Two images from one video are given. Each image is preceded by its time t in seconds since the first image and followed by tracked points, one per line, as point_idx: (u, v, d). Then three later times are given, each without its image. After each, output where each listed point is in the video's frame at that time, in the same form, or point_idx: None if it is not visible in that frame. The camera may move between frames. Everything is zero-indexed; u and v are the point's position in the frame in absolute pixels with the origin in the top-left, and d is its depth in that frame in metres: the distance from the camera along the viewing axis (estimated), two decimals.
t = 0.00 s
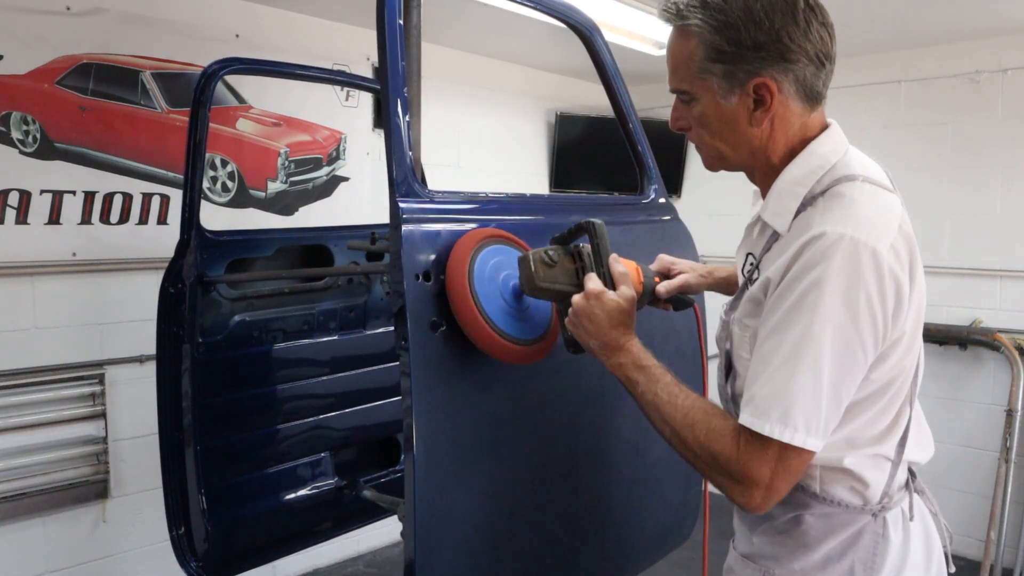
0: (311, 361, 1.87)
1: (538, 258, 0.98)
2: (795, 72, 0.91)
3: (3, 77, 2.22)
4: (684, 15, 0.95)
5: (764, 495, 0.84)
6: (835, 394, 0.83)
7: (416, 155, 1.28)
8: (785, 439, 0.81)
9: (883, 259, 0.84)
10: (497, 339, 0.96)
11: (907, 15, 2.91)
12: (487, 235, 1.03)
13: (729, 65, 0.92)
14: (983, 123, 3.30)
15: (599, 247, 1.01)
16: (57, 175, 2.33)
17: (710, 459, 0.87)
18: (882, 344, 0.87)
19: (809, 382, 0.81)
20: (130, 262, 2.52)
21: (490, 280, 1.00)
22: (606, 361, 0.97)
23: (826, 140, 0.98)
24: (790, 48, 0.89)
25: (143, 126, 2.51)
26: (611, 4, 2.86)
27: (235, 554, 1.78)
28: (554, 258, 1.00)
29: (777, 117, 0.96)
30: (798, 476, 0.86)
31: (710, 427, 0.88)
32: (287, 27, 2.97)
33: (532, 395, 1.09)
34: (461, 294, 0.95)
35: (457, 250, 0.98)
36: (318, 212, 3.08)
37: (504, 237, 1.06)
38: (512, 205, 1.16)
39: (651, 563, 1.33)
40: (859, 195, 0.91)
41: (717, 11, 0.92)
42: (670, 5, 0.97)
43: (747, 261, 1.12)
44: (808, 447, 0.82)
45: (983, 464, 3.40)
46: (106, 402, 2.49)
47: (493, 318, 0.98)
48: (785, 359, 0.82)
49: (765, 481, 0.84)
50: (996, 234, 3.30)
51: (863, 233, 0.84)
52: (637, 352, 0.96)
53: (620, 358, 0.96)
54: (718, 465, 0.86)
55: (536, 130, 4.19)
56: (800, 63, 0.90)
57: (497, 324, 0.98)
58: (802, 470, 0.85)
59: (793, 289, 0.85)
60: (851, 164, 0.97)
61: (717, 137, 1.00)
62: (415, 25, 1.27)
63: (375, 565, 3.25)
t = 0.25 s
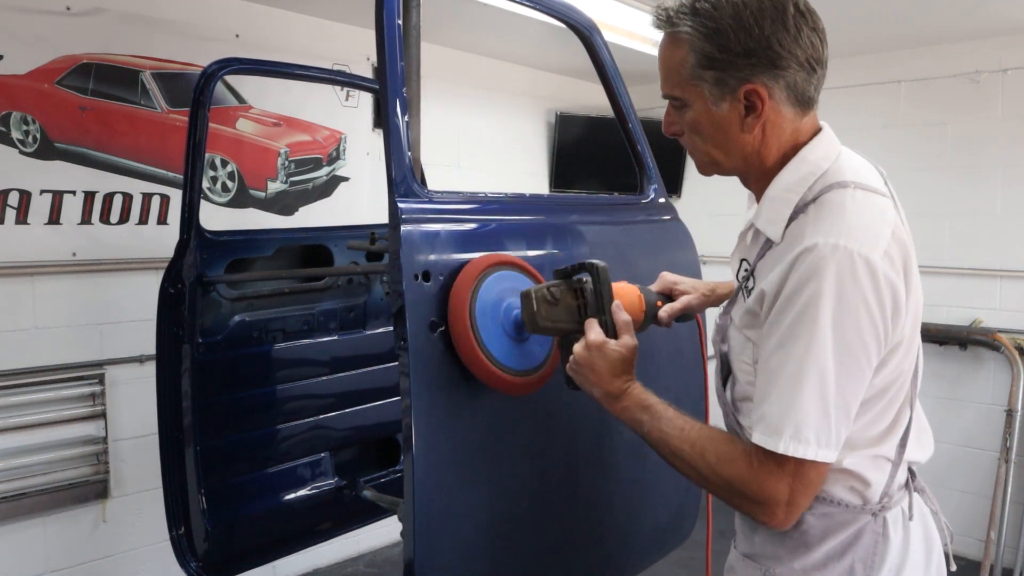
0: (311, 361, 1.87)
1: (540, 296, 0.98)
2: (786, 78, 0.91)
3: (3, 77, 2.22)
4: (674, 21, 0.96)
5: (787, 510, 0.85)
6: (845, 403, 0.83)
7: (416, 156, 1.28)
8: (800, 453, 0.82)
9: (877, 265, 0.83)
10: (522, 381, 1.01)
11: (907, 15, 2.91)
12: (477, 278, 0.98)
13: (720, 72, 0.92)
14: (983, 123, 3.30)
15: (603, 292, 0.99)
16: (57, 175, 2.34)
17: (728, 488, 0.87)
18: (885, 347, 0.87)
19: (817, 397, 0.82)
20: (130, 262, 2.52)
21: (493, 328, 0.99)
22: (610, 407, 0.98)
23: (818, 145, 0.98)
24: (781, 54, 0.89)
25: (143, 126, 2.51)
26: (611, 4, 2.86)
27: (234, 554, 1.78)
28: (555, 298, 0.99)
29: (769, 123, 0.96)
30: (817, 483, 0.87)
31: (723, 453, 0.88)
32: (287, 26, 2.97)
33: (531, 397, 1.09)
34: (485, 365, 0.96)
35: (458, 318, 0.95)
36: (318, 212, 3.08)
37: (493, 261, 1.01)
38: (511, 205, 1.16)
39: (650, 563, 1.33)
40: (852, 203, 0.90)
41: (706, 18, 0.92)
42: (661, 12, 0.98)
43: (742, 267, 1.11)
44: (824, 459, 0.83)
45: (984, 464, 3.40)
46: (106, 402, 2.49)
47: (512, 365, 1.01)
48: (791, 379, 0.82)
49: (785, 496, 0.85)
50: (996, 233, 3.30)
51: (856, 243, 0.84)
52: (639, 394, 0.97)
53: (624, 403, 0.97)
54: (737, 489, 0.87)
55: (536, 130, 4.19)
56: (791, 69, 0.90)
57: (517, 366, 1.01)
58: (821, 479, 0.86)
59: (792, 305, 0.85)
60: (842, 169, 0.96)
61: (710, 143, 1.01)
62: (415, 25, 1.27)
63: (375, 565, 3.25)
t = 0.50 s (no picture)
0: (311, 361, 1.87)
1: (539, 344, 0.99)
2: (780, 83, 0.91)
3: (3, 77, 2.22)
4: (667, 27, 0.96)
5: (810, 523, 0.85)
6: (858, 410, 0.83)
7: (416, 156, 1.28)
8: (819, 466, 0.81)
9: (879, 272, 0.83)
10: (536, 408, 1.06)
11: (907, 15, 2.91)
12: (468, 354, 0.95)
13: (714, 78, 0.93)
14: (982, 123, 3.30)
15: (603, 339, 1.01)
16: (56, 175, 2.33)
17: (750, 509, 0.86)
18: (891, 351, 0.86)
19: (830, 409, 0.82)
20: (130, 262, 2.52)
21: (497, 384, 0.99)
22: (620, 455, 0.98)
23: (813, 152, 0.98)
24: (775, 60, 0.89)
25: (143, 126, 2.51)
26: (611, 5, 2.86)
27: (234, 554, 1.77)
28: (553, 345, 1.01)
29: (764, 128, 0.96)
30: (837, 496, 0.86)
31: (743, 473, 0.87)
32: (287, 27, 2.97)
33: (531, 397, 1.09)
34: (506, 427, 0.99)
35: (468, 400, 0.95)
36: (318, 212, 3.08)
37: (476, 318, 0.97)
38: (512, 205, 1.16)
39: (651, 562, 1.33)
40: (851, 210, 0.89)
41: (699, 24, 0.92)
42: (654, 17, 0.98)
43: (738, 274, 1.10)
44: (841, 468, 0.82)
45: (984, 464, 3.40)
46: (106, 402, 2.49)
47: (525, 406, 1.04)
48: (803, 394, 0.82)
49: (810, 508, 0.84)
50: (996, 233, 3.30)
51: (858, 251, 0.84)
52: (647, 435, 0.97)
53: (632, 446, 0.97)
54: (759, 508, 0.86)
55: (536, 130, 4.20)
56: (785, 75, 0.90)
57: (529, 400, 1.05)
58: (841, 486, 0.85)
59: (799, 319, 0.84)
60: (838, 175, 0.96)
61: (705, 148, 1.01)
62: (415, 25, 1.27)
63: (375, 565, 3.25)
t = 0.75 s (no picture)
0: (311, 361, 1.87)
1: (535, 354, 0.97)
2: (787, 83, 0.91)
3: (3, 77, 2.22)
4: (673, 25, 0.96)
5: (819, 528, 0.85)
6: (863, 414, 0.83)
7: (416, 156, 1.28)
8: (829, 472, 0.82)
9: (886, 275, 0.83)
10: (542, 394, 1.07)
11: (906, 15, 2.91)
12: (467, 388, 0.94)
13: (719, 77, 0.93)
14: (983, 123, 3.30)
15: (598, 351, 1.00)
16: (56, 175, 2.34)
17: (759, 516, 0.87)
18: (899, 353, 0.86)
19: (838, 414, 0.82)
20: (130, 262, 2.52)
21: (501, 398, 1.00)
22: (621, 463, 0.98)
23: (816, 152, 0.98)
24: (781, 59, 0.89)
25: (143, 126, 2.51)
26: (611, 4, 2.86)
27: (234, 554, 1.77)
28: (551, 352, 0.99)
29: (769, 128, 0.96)
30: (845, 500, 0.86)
31: (749, 478, 0.88)
32: (287, 26, 2.97)
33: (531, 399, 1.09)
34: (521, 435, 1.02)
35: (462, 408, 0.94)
36: (318, 212, 3.08)
37: (467, 340, 0.95)
38: (512, 205, 1.16)
39: (651, 562, 1.33)
40: (855, 213, 0.89)
41: (705, 22, 0.92)
42: (659, 15, 0.98)
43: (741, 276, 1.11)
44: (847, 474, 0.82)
45: (984, 464, 3.40)
46: (106, 402, 2.49)
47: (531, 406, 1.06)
48: (810, 397, 0.82)
49: (816, 513, 0.84)
50: (995, 233, 3.30)
51: (865, 253, 0.84)
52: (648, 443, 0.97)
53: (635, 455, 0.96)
54: (768, 514, 0.86)
55: (536, 130, 4.19)
56: (791, 74, 0.90)
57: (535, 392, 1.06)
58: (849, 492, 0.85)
59: (805, 323, 0.84)
60: (842, 174, 0.96)
61: (708, 148, 1.01)
62: (415, 25, 1.27)
63: (375, 565, 3.25)
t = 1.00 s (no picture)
0: (311, 361, 1.87)
1: (523, 296, 0.94)
2: (794, 75, 0.91)
3: (3, 77, 2.22)
4: (683, 12, 0.96)
5: (781, 521, 0.85)
6: (847, 411, 0.83)
7: (416, 156, 1.28)
8: (801, 462, 0.82)
9: (882, 271, 0.83)
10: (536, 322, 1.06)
11: (906, 15, 2.91)
12: (460, 340, 0.93)
13: (727, 66, 0.92)
14: (983, 123, 3.30)
15: (588, 290, 0.96)
16: (56, 175, 2.34)
17: (721, 492, 0.87)
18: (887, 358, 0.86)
19: (819, 407, 0.82)
20: (130, 262, 2.52)
21: (497, 345, 0.99)
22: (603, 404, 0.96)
23: (821, 146, 0.98)
24: (790, 50, 0.89)
25: (143, 126, 2.51)
26: (611, 4, 2.86)
27: (234, 554, 1.77)
28: (540, 293, 0.96)
29: (774, 120, 0.96)
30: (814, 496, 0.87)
31: (720, 455, 0.87)
32: (287, 27, 2.97)
33: (530, 398, 1.09)
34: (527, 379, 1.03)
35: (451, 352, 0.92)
36: (318, 212, 3.08)
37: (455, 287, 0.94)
38: (512, 205, 1.16)
39: (651, 562, 1.33)
40: (855, 208, 0.89)
41: (716, 10, 0.92)
42: (668, 3, 0.98)
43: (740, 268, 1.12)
44: (821, 469, 0.82)
45: (984, 464, 3.40)
46: (106, 402, 2.49)
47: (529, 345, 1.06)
48: (794, 384, 0.82)
49: (779, 507, 0.85)
50: (995, 233, 3.30)
51: (863, 247, 0.84)
52: (631, 391, 0.95)
53: (616, 400, 0.95)
54: (731, 494, 0.86)
55: (536, 130, 4.19)
56: (799, 66, 0.90)
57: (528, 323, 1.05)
58: (816, 492, 0.86)
59: (799, 312, 0.84)
60: (845, 169, 0.97)
61: (712, 139, 1.00)
62: (415, 25, 1.27)
63: (375, 565, 3.25)
